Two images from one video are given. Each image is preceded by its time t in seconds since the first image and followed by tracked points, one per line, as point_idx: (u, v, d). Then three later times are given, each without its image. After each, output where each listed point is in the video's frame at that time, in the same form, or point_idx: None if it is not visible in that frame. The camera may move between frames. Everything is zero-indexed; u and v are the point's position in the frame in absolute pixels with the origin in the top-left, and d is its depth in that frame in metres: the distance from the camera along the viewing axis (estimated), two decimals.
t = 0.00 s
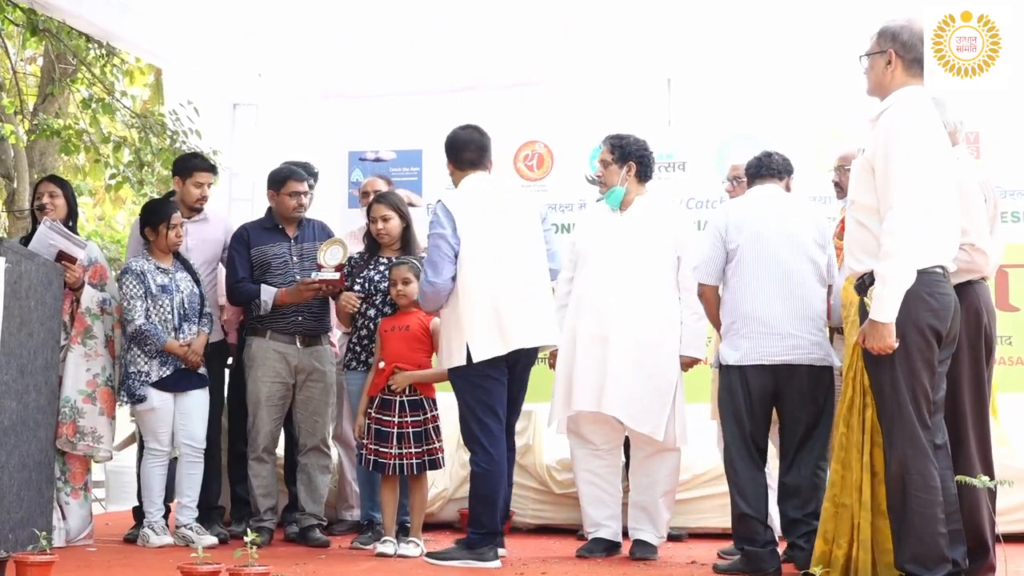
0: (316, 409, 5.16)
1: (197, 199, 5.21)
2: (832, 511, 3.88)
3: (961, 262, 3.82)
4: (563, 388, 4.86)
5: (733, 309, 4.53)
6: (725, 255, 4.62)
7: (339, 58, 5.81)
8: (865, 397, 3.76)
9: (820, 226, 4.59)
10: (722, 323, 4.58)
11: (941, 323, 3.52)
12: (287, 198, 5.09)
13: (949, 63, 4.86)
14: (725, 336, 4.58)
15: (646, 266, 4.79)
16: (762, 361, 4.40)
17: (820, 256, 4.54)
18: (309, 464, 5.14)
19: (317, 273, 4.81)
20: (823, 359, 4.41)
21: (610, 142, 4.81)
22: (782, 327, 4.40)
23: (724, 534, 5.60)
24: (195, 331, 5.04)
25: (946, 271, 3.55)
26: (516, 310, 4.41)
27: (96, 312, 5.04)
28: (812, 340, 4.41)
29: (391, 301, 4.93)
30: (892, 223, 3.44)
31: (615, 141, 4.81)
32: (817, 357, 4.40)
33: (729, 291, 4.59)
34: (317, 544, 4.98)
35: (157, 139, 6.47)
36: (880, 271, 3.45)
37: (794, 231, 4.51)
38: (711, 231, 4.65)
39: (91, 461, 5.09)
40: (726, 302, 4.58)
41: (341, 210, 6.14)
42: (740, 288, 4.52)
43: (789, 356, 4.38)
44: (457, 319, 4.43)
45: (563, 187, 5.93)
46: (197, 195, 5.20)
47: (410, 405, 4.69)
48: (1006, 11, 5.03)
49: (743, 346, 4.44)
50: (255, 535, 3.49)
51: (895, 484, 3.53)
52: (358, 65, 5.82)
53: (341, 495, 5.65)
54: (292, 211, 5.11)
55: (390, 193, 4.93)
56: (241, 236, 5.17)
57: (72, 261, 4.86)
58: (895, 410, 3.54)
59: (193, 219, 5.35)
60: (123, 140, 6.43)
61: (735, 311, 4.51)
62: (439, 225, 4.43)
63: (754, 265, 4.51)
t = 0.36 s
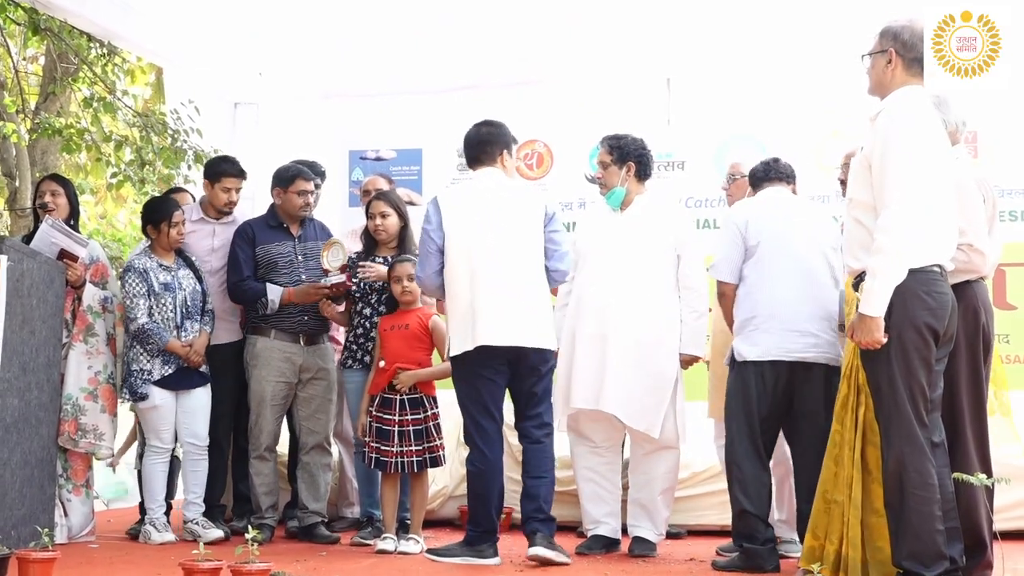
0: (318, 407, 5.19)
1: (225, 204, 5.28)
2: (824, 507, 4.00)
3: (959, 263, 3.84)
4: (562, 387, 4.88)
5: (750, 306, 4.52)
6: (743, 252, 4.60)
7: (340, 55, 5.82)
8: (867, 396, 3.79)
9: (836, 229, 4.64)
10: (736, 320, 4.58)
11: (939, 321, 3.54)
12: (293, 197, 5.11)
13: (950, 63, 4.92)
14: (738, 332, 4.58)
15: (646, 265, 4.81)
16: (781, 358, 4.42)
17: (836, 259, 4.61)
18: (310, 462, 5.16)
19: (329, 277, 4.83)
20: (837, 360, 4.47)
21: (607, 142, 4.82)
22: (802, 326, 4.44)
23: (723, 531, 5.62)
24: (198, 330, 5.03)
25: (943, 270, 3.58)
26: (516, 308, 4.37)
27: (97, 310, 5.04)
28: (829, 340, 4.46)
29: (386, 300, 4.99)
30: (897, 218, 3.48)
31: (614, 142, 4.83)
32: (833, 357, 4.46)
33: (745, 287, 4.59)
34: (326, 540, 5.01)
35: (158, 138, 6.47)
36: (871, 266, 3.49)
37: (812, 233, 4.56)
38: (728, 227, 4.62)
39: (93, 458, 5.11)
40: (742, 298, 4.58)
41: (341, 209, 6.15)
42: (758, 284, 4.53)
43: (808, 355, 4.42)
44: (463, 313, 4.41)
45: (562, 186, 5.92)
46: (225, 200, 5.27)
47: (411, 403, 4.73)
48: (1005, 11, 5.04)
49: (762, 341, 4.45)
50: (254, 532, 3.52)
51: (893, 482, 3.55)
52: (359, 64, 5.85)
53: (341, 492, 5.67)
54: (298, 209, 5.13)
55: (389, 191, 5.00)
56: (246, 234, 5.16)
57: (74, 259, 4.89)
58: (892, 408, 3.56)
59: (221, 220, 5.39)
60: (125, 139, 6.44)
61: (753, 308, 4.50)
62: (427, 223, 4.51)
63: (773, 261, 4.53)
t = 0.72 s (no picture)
0: (326, 397, 5.35)
1: (221, 189, 5.44)
2: (818, 496, 4.15)
3: (946, 258, 3.99)
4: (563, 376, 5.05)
5: (780, 299, 4.61)
6: (771, 244, 4.67)
7: (344, 58, 6.00)
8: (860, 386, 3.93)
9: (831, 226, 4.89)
10: (762, 313, 4.64)
11: (925, 314, 3.69)
12: (307, 189, 5.24)
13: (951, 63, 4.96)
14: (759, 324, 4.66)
15: (644, 259, 4.97)
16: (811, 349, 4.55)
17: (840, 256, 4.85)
18: (316, 450, 5.32)
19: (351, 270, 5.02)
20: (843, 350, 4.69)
21: (606, 141, 4.97)
22: (825, 318, 4.59)
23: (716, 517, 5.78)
24: (217, 322, 5.18)
25: (929, 264, 3.72)
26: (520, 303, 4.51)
27: (110, 303, 5.19)
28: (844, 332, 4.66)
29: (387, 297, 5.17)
30: (883, 215, 3.62)
31: (614, 142, 4.97)
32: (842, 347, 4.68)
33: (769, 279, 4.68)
34: (332, 526, 5.22)
35: (168, 136, 6.62)
36: (861, 261, 3.63)
37: (822, 231, 4.77)
38: (757, 220, 4.67)
39: (105, 446, 5.27)
40: (767, 290, 4.66)
41: (347, 204, 6.34)
42: (790, 278, 4.62)
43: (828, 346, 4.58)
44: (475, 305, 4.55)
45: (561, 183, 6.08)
46: (219, 184, 5.45)
47: (415, 394, 4.88)
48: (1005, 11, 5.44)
49: (799, 333, 4.56)
50: (262, 516, 3.68)
51: (880, 469, 3.70)
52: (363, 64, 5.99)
53: (346, 479, 5.82)
54: (312, 202, 5.26)
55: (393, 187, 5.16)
56: (260, 226, 5.30)
57: (87, 253, 5.05)
58: (880, 398, 3.71)
59: (227, 213, 5.57)
60: (136, 137, 6.58)
61: (781, 301, 4.60)
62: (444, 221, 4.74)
63: (801, 257, 4.66)
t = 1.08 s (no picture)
0: (333, 390, 5.53)
1: (227, 187, 5.61)
2: (806, 485, 4.33)
3: (932, 257, 4.14)
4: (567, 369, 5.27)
5: (787, 300, 4.80)
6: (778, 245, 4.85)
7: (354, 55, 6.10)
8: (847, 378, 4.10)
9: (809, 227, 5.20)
10: (774, 313, 4.79)
11: (911, 309, 3.83)
12: (317, 189, 5.41)
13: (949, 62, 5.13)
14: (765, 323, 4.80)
15: (643, 257, 5.16)
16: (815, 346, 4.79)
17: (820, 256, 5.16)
18: (322, 441, 5.49)
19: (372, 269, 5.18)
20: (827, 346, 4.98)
21: (610, 146, 5.05)
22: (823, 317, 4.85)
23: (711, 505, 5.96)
24: (231, 317, 5.36)
25: (916, 261, 3.86)
26: (531, 300, 4.64)
27: (124, 299, 5.37)
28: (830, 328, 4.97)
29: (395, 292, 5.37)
30: (874, 215, 3.74)
31: (618, 147, 5.04)
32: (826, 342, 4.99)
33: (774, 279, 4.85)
34: (338, 515, 5.41)
35: (180, 138, 6.83)
36: (850, 258, 3.75)
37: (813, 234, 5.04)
38: (765, 223, 4.82)
39: (120, 438, 5.43)
40: (772, 291, 4.82)
41: (352, 204, 6.54)
42: (794, 279, 4.83)
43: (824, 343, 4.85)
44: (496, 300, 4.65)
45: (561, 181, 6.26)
46: (225, 183, 5.60)
47: (419, 387, 5.06)
48: (1005, 11, 5.56)
49: (806, 332, 4.77)
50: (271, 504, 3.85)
51: (868, 459, 3.85)
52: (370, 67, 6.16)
53: (352, 468, 5.99)
54: (322, 201, 5.42)
55: (412, 187, 5.35)
56: (275, 222, 5.45)
57: (102, 251, 5.23)
58: (868, 391, 3.86)
59: (231, 211, 5.75)
60: (149, 139, 6.79)
61: (792, 301, 4.79)
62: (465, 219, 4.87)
63: (802, 259, 4.89)
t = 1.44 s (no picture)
0: (341, 387, 5.71)
1: (243, 191, 5.79)
2: (796, 478, 4.49)
3: (919, 260, 4.11)
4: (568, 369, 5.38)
5: (808, 298, 5.02)
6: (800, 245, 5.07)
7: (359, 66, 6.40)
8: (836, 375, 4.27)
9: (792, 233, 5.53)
10: (800, 310, 4.98)
11: (899, 309, 3.83)
12: (328, 192, 5.59)
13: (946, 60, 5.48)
14: (792, 319, 4.96)
15: (644, 259, 5.36)
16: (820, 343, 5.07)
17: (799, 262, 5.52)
18: (330, 436, 5.68)
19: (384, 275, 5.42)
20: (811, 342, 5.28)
21: (618, 151, 5.23)
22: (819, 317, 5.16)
23: (705, 498, 6.14)
24: (244, 317, 5.55)
25: (903, 262, 3.87)
26: (529, 298, 4.79)
27: (139, 298, 5.55)
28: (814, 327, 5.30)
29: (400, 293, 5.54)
30: (861, 220, 3.76)
31: (625, 153, 5.24)
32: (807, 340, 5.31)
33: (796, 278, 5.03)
34: (345, 507, 5.59)
35: (192, 144, 7.07)
36: (837, 261, 3.77)
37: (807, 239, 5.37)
38: (793, 223, 5.01)
39: (134, 432, 5.62)
40: (798, 288, 5.00)
41: (359, 207, 6.69)
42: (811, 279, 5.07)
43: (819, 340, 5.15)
44: (498, 297, 4.81)
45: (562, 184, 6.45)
46: (243, 188, 5.79)
47: (422, 383, 5.25)
48: (1005, 11, 5.78)
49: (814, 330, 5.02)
50: (281, 496, 4.02)
51: (857, 455, 3.84)
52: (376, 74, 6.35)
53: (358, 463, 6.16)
54: (332, 202, 5.62)
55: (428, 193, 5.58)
56: (289, 225, 5.58)
57: (117, 253, 5.42)
58: (856, 387, 3.85)
59: (243, 213, 5.95)
60: (162, 144, 7.02)
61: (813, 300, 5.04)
62: (471, 220, 5.07)
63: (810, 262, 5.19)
